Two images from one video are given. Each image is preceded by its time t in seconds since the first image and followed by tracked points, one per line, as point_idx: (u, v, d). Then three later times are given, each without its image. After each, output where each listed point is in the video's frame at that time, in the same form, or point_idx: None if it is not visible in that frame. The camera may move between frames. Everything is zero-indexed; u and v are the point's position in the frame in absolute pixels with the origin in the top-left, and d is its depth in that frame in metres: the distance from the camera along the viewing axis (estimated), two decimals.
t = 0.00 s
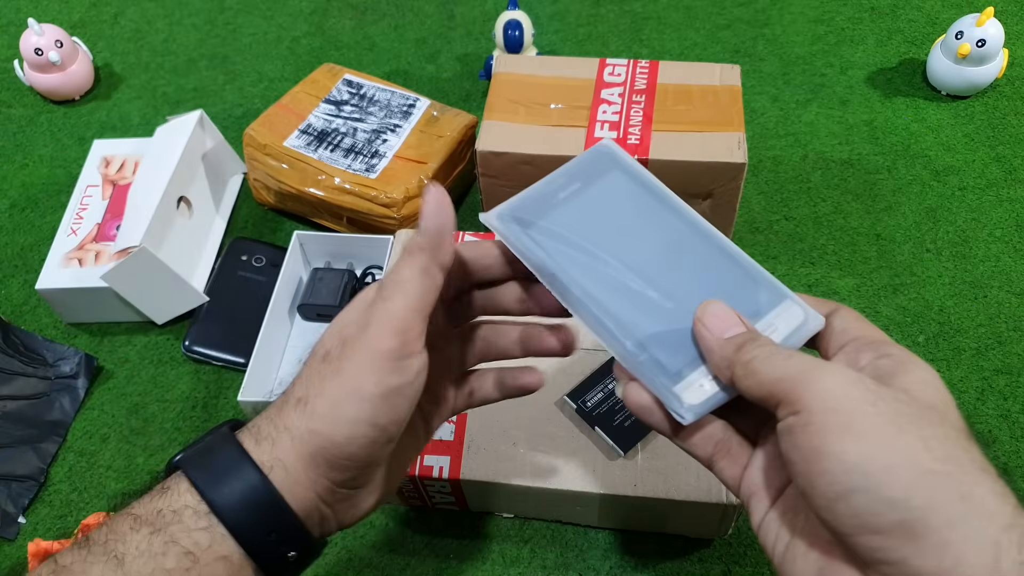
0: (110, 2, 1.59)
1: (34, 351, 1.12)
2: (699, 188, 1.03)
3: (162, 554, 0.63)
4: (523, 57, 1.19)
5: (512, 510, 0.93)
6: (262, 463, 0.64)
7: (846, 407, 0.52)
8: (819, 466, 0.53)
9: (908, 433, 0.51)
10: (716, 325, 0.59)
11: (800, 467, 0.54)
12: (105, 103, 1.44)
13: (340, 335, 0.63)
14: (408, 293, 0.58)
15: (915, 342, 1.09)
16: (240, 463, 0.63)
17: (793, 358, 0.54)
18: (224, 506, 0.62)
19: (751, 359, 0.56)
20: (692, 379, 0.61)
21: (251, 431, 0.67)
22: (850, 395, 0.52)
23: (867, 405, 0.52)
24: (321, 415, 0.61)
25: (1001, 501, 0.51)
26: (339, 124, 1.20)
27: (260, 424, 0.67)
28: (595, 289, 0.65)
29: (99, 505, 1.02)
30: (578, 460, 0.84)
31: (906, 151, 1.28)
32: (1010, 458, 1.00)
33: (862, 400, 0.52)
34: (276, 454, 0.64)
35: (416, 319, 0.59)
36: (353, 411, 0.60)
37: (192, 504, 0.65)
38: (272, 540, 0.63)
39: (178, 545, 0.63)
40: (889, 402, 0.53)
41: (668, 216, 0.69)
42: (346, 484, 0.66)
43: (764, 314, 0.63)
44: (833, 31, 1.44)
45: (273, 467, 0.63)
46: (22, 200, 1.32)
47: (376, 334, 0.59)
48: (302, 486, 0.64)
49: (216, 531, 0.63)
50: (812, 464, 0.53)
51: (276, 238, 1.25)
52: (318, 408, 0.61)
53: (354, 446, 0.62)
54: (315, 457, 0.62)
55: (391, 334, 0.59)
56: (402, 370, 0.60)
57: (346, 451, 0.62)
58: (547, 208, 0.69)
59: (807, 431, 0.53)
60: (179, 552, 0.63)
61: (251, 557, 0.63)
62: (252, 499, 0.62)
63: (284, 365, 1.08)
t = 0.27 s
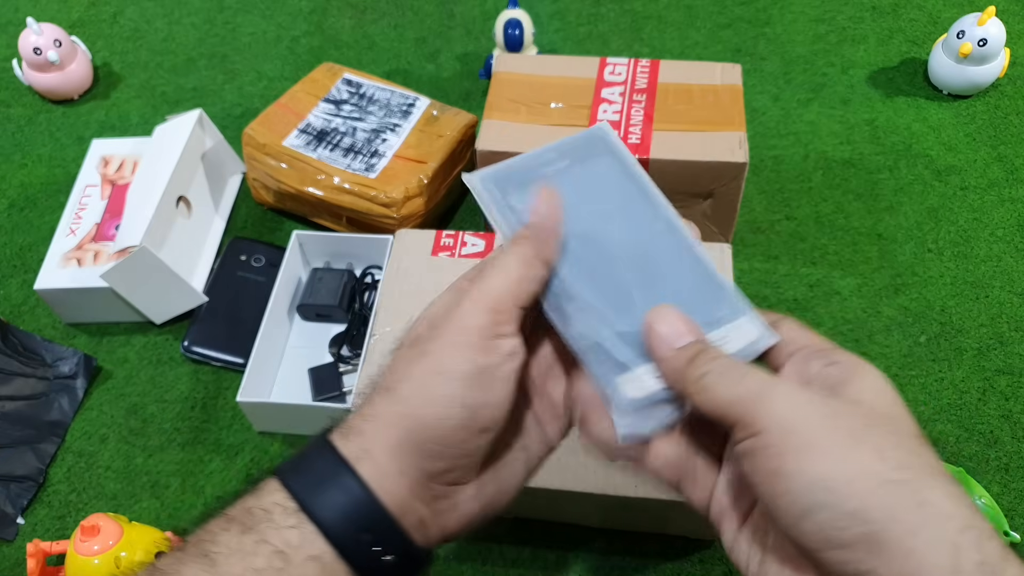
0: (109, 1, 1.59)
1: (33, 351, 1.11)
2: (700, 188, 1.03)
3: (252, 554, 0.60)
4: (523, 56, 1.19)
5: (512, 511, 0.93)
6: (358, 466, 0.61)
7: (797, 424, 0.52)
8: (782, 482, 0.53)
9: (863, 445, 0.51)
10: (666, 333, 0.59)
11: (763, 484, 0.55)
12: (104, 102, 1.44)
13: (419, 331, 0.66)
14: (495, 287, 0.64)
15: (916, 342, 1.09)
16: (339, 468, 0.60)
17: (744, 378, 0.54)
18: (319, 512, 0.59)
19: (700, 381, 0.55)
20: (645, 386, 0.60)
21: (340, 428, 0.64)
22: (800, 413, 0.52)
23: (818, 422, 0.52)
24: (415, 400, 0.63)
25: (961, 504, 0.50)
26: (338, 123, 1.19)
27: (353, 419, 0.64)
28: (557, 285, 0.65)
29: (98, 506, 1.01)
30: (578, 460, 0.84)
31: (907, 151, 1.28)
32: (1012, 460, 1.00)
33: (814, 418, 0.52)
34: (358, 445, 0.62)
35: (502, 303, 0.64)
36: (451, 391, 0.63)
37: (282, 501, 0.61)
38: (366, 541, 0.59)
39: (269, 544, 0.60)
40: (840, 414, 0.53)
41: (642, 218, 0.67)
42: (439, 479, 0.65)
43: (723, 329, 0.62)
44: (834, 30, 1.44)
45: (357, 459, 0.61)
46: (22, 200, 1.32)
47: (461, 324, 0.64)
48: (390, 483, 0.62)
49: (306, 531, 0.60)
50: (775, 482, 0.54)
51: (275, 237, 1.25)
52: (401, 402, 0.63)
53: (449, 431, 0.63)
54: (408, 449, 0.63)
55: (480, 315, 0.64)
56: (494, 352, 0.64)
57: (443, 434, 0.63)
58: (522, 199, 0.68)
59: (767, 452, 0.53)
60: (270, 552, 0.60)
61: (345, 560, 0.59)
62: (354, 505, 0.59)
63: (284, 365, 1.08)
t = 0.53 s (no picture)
0: (109, 1, 1.59)
1: (33, 351, 1.11)
2: (700, 188, 1.03)
3: (218, 525, 0.63)
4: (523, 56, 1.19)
5: (512, 511, 0.93)
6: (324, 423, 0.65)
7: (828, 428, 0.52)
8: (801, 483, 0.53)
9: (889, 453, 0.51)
10: (691, 336, 0.59)
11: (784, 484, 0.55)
12: (104, 102, 1.44)
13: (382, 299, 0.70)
14: (451, 239, 0.68)
15: (916, 342, 1.09)
16: (299, 432, 0.61)
17: (777, 380, 0.54)
18: (279, 473, 0.60)
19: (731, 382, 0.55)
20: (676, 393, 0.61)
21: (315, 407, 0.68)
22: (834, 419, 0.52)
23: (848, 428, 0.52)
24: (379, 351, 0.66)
25: (979, 514, 0.50)
26: (338, 124, 1.19)
27: (327, 396, 0.68)
28: (558, 307, 0.67)
29: (98, 506, 1.01)
30: (578, 460, 0.84)
31: (907, 151, 1.28)
32: (1012, 460, 1.00)
33: (846, 425, 0.52)
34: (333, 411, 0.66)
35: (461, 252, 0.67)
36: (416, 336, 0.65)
37: (250, 473, 0.64)
38: (334, 500, 0.59)
39: (235, 513, 0.63)
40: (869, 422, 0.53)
41: (604, 212, 0.71)
42: (410, 425, 0.67)
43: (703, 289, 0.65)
44: (834, 30, 1.44)
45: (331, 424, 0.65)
46: (22, 200, 1.32)
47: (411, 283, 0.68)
48: (357, 433, 0.65)
49: (271, 496, 0.62)
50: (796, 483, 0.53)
51: (276, 237, 1.25)
52: (366, 359, 0.67)
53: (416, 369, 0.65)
54: (374, 391, 0.66)
55: (430, 271, 0.68)
56: (454, 296, 0.67)
57: (407, 369, 0.65)
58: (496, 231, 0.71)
59: (794, 455, 0.53)
60: (236, 520, 0.62)
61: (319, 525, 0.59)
62: (311, 461, 0.60)
63: (284, 365, 1.08)
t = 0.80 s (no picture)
0: (109, 1, 1.59)
1: (33, 351, 1.11)
2: (700, 188, 1.03)
3: (226, 513, 0.64)
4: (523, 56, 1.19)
5: (512, 510, 0.93)
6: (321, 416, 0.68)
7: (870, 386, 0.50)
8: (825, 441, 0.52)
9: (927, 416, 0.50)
10: (709, 312, 0.61)
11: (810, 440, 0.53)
12: (104, 102, 1.44)
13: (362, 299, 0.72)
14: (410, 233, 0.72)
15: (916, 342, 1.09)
16: (301, 425, 0.64)
17: (820, 334, 0.52)
18: (285, 466, 0.62)
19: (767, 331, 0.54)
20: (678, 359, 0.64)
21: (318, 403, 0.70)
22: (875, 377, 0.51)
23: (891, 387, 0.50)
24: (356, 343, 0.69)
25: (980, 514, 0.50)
26: (338, 123, 1.19)
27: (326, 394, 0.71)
28: (523, 297, 0.72)
29: (98, 506, 1.01)
30: (578, 460, 0.84)
31: (907, 151, 1.28)
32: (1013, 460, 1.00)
33: (891, 384, 0.50)
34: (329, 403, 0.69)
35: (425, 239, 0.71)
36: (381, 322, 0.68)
37: (256, 466, 0.66)
38: (337, 484, 0.61)
39: (242, 501, 0.64)
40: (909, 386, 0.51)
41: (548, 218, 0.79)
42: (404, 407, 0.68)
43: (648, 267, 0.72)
44: (834, 30, 1.44)
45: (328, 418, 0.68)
46: (21, 200, 1.32)
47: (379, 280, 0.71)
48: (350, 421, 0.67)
49: (276, 484, 0.64)
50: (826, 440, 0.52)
51: (276, 237, 1.25)
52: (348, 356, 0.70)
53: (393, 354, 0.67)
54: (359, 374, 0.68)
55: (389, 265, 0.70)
56: (412, 278, 0.69)
57: (385, 357, 0.68)
58: (470, 249, 0.75)
59: (832, 410, 0.51)
60: (243, 508, 0.64)
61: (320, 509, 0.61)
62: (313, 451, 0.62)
63: (284, 364, 1.08)
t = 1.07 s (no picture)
0: (109, 1, 1.59)
1: (33, 351, 1.11)
2: (700, 188, 1.03)
3: (233, 487, 0.64)
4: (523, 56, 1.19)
5: (512, 510, 0.93)
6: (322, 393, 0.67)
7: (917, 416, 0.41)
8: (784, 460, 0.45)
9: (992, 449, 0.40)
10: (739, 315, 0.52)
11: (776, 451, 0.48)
12: (104, 102, 1.44)
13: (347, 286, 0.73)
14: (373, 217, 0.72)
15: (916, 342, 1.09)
16: (306, 399, 0.64)
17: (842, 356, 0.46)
18: (293, 438, 0.62)
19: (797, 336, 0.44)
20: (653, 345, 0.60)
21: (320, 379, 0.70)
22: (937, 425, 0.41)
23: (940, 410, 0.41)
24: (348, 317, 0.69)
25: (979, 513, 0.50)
26: (338, 123, 1.19)
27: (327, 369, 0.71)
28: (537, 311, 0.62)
29: (98, 506, 1.01)
30: (578, 460, 0.84)
31: (907, 151, 1.28)
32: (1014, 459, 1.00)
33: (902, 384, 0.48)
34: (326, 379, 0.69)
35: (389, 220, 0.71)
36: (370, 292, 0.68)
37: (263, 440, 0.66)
38: (345, 451, 0.61)
39: (249, 474, 0.64)
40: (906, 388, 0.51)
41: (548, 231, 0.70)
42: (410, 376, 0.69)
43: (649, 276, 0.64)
44: (834, 30, 1.44)
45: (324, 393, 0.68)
46: (22, 200, 1.32)
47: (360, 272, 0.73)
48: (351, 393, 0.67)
49: (283, 455, 0.64)
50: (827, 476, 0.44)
51: (275, 237, 1.25)
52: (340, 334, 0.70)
53: (391, 323, 0.68)
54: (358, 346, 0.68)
55: (368, 242, 0.70)
56: (385, 252, 0.69)
57: (381, 326, 0.68)
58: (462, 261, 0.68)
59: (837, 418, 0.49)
60: (250, 480, 0.64)
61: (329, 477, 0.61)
62: (319, 421, 0.62)
63: (284, 364, 1.08)
